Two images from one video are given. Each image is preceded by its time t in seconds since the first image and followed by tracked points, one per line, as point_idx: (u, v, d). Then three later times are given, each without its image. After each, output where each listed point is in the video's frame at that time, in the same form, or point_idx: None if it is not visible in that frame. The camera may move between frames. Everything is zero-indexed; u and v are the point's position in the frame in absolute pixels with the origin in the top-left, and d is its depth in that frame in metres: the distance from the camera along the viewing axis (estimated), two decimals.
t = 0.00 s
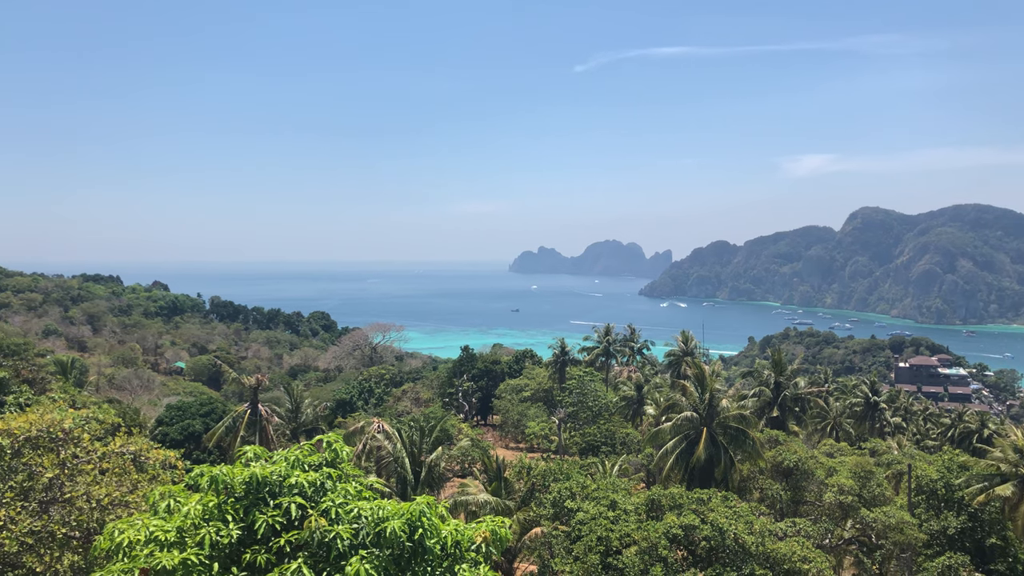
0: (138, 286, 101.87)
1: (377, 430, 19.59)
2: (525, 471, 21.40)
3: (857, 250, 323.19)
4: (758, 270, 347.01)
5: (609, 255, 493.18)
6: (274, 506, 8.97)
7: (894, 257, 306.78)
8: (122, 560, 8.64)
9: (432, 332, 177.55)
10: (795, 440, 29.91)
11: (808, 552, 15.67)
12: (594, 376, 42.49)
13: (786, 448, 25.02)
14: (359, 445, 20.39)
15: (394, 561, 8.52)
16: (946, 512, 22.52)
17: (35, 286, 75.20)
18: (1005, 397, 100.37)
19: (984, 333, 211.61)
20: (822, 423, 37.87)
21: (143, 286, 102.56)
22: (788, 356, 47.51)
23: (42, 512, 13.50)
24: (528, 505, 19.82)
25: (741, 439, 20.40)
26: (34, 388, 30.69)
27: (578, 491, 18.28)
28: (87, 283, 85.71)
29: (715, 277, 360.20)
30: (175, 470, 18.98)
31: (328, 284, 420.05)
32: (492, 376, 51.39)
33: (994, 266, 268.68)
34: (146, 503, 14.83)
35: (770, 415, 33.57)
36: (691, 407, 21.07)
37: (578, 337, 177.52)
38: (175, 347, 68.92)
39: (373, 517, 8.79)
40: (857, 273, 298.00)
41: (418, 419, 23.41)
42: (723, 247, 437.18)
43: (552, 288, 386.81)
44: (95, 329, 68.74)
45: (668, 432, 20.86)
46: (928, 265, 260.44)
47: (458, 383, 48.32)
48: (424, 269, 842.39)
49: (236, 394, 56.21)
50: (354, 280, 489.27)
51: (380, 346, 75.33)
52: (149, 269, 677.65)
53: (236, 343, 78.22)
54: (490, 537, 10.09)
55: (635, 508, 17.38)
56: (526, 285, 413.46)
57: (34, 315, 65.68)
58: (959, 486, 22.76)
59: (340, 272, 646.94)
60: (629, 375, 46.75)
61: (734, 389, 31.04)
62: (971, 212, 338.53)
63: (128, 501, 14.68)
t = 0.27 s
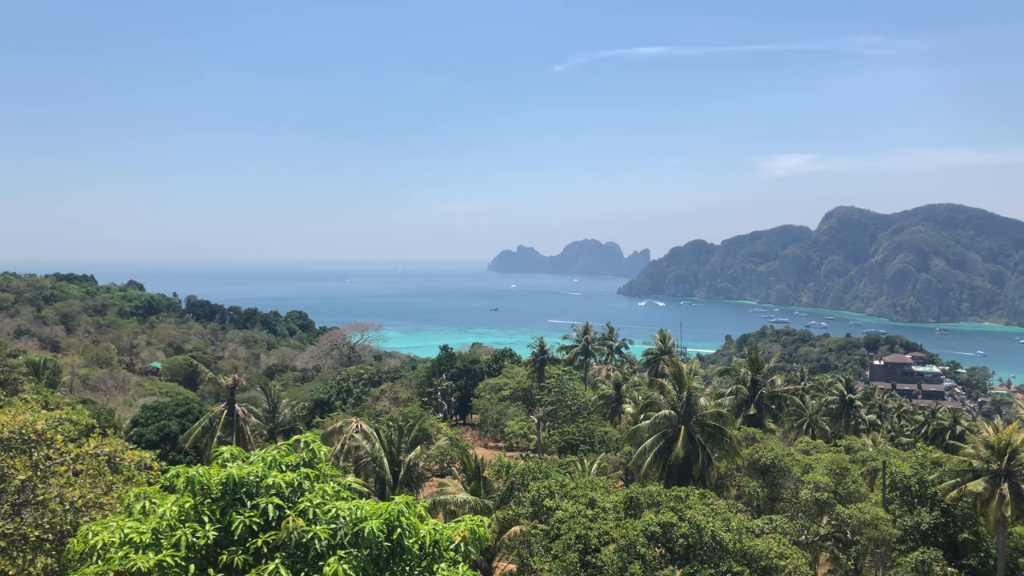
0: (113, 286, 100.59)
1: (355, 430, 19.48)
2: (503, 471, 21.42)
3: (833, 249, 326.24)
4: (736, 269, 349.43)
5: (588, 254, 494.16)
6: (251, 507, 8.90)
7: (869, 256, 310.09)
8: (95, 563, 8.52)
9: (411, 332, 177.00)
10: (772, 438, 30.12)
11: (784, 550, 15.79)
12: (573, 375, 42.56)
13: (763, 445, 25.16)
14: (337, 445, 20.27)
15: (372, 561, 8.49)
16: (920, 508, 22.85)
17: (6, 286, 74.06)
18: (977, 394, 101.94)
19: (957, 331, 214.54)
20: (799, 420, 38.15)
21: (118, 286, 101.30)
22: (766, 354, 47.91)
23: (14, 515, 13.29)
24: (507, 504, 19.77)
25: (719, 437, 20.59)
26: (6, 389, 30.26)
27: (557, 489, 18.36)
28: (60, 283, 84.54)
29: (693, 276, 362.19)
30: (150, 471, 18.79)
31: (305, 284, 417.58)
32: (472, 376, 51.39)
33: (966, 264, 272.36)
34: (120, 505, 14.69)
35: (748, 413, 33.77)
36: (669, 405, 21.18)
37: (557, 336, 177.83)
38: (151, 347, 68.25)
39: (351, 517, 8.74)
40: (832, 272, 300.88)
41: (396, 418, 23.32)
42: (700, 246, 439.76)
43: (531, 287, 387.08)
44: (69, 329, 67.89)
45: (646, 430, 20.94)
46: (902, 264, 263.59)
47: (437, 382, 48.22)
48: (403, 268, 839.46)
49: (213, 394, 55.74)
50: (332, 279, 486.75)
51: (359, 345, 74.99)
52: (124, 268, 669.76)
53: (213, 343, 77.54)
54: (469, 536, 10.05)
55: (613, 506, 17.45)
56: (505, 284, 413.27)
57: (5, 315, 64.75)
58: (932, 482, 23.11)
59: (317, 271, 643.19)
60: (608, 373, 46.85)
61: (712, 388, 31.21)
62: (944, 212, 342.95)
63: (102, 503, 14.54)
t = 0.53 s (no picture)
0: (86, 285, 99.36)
1: (333, 430, 19.42)
2: (482, 470, 21.40)
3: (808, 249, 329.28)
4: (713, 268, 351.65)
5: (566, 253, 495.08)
6: (227, 509, 8.84)
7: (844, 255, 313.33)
8: (67, 567, 8.40)
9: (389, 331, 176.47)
10: (749, 435, 30.33)
11: (761, 548, 15.90)
12: (552, 374, 42.65)
13: (740, 443, 25.28)
14: (314, 445, 20.17)
15: (350, 561, 8.45)
16: (893, 504, 23.16)
17: None
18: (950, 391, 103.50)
19: (930, 330, 217.36)
20: (776, 418, 38.45)
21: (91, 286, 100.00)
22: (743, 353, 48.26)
23: None
24: (486, 503, 19.74)
25: (696, 435, 20.73)
26: None
27: (535, 489, 18.40)
28: (32, 283, 83.33)
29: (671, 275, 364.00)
30: (125, 473, 18.58)
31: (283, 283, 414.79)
32: (450, 375, 51.38)
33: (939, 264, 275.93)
34: (94, 507, 14.54)
35: (725, 410, 33.98)
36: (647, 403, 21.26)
37: (535, 335, 178.05)
38: (125, 347, 67.52)
39: (328, 518, 8.70)
40: (808, 271, 303.63)
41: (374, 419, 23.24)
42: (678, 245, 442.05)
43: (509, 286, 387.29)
44: (41, 329, 66.97)
45: (624, 428, 21.00)
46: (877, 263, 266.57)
47: (415, 382, 48.08)
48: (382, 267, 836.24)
49: (189, 395, 55.27)
50: (309, 279, 483.77)
51: (336, 345, 74.67)
52: (98, 268, 661.66)
53: (188, 343, 76.80)
54: (447, 535, 10.01)
55: (591, 505, 17.48)
56: (484, 283, 412.91)
57: None
58: (906, 478, 23.42)
59: (295, 271, 639.22)
60: (586, 373, 46.93)
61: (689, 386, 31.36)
62: (918, 212, 347.30)
63: (76, 505, 14.39)
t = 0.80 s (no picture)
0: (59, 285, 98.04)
1: (311, 430, 19.36)
2: (461, 470, 21.39)
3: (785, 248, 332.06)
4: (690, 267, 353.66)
5: (545, 253, 495.53)
6: (205, 510, 8.74)
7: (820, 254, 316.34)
8: (41, 569, 8.30)
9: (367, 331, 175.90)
10: (725, 432, 30.57)
11: (738, 544, 16.07)
12: (530, 373, 42.75)
13: (717, 441, 25.32)
14: (293, 444, 20.16)
15: (329, 562, 8.44)
16: (868, 501, 23.46)
17: None
18: (923, 389, 105.07)
19: (904, 328, 219.98)
20: (752, 416, 38.74)
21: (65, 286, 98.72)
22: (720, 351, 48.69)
23: None
24: (465, 501, 19.71)
25: (675, 433, 20.92)
26: None
27: (515, 487, 18.41)
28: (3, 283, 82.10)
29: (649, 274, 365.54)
30: (101, 473, 18.43)
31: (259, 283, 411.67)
32: (429, 374, 51.36)
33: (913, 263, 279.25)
34: (68, 510, 14.42)
35: (702, 409, 34.24)
36: (626, 401, 21.30)
37: (514, 334, 178.19)
38: (99, 347, 66.82)
39: (307, 518, 8.66)
40: (784, 270, 306.48)
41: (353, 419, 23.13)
42: (656, 244, 444.10)
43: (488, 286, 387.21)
44: (13, 330, 65.96)
45: (604, 426, 21.06)
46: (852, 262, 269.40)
47: (394, 381, 47.94)
48: (359, 267, 832.73)
49: (165, 395, 54.79)
50: (287, 279, 480.63)
51: (314, 344, 74.34)
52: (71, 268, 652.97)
53: (164, 343, 76.09)
54: (428, 534, 10.08)
55: (571, 504, 17.52)
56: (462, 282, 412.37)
57: None
58: (881, 475, 23.66)
59: (272, 270, 635.02)
60: (565, 372, 47.03)
61: (667, 384, 31.54)
62: (892, 211, 351.47)
63: (50, 508, 14.25)
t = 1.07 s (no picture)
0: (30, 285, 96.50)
1: (287, 430, 19.24)
2: (439, 469, 21.36)
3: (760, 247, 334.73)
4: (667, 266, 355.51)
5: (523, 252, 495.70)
6: (180, 511, 8.66)
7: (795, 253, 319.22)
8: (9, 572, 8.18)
9: (344, 330, 174.94)
10: (702, 430, 30.77)
11: (715, 541, 16.18)
12: (508, 371, 42.74)
13: (694, 439, 25.47)
14: (270, 445, 20.02)
15: (306, 562, 8.40)
16: (842, 497, 23.75)
17: None
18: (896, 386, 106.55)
19: (877, 326, 222.61)
20: (728, 414, 39.05)
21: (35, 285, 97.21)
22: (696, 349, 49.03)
23: None
24: (443, 501, 19.69)
25: (651, 431, 20.97)
26: None
27: (493, 486, 18.39)
28: None
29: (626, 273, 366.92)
30: (73, 476, 18.19)
31: (235, 282, 407.90)
32: (407, 374, 51.22)
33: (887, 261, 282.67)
34: (38, 512, 14.18)
35: (679, 407, 34.47)
36: (604, 400, 21.39)
37: (493, 333, 178.22)
38: (71, 347, 65.89)
39: (283, 518, 8.61)
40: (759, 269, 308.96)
41: (330, 419, 23.01)
42: (633, 243, 445.91)
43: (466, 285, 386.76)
44: None
45: (581, 425, 21.14)
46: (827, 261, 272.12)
47: (371, 381, 47.75)
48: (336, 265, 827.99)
49: (139, 396, 54.19)
50: (262, 278, 476.61)
51: (290, 344, 73.89)
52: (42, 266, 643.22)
53: (138, 342, 75.18)
54: (405, 534, 10.00)
55: (549, 501, 17.55)
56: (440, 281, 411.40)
57: None
58: (854, 471, 23.93)
59: (248, 269, 629.72)
60: (543, 370, 47.08)
61: (645, 383, 31.68)
62: (865, 211, 355.54)
63: (19, 511, 14.01)
